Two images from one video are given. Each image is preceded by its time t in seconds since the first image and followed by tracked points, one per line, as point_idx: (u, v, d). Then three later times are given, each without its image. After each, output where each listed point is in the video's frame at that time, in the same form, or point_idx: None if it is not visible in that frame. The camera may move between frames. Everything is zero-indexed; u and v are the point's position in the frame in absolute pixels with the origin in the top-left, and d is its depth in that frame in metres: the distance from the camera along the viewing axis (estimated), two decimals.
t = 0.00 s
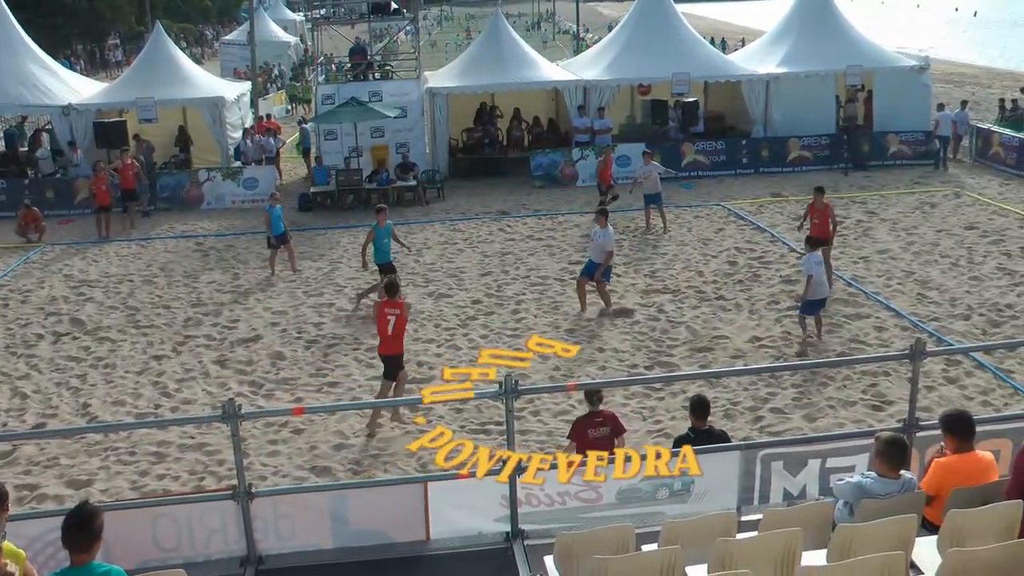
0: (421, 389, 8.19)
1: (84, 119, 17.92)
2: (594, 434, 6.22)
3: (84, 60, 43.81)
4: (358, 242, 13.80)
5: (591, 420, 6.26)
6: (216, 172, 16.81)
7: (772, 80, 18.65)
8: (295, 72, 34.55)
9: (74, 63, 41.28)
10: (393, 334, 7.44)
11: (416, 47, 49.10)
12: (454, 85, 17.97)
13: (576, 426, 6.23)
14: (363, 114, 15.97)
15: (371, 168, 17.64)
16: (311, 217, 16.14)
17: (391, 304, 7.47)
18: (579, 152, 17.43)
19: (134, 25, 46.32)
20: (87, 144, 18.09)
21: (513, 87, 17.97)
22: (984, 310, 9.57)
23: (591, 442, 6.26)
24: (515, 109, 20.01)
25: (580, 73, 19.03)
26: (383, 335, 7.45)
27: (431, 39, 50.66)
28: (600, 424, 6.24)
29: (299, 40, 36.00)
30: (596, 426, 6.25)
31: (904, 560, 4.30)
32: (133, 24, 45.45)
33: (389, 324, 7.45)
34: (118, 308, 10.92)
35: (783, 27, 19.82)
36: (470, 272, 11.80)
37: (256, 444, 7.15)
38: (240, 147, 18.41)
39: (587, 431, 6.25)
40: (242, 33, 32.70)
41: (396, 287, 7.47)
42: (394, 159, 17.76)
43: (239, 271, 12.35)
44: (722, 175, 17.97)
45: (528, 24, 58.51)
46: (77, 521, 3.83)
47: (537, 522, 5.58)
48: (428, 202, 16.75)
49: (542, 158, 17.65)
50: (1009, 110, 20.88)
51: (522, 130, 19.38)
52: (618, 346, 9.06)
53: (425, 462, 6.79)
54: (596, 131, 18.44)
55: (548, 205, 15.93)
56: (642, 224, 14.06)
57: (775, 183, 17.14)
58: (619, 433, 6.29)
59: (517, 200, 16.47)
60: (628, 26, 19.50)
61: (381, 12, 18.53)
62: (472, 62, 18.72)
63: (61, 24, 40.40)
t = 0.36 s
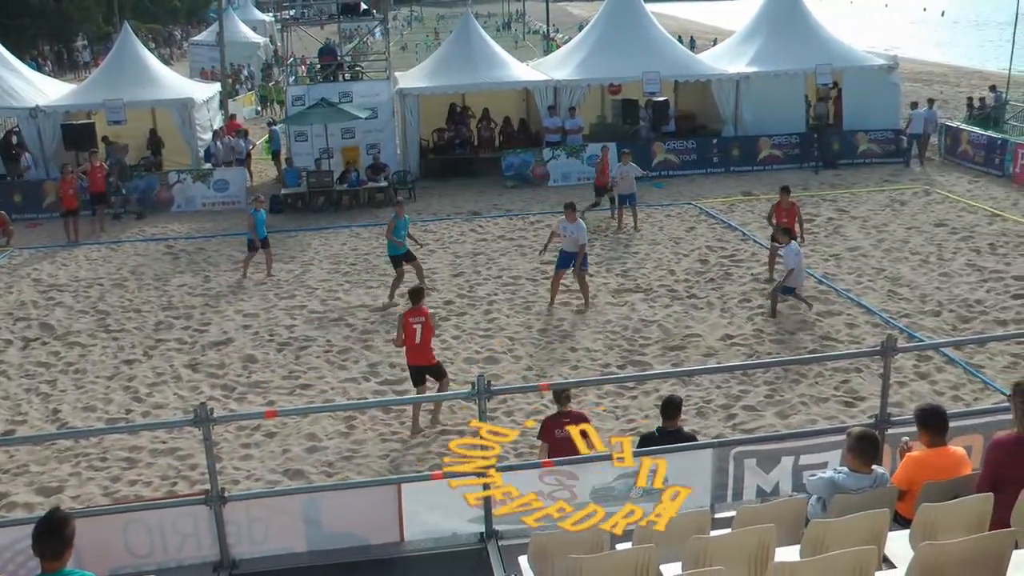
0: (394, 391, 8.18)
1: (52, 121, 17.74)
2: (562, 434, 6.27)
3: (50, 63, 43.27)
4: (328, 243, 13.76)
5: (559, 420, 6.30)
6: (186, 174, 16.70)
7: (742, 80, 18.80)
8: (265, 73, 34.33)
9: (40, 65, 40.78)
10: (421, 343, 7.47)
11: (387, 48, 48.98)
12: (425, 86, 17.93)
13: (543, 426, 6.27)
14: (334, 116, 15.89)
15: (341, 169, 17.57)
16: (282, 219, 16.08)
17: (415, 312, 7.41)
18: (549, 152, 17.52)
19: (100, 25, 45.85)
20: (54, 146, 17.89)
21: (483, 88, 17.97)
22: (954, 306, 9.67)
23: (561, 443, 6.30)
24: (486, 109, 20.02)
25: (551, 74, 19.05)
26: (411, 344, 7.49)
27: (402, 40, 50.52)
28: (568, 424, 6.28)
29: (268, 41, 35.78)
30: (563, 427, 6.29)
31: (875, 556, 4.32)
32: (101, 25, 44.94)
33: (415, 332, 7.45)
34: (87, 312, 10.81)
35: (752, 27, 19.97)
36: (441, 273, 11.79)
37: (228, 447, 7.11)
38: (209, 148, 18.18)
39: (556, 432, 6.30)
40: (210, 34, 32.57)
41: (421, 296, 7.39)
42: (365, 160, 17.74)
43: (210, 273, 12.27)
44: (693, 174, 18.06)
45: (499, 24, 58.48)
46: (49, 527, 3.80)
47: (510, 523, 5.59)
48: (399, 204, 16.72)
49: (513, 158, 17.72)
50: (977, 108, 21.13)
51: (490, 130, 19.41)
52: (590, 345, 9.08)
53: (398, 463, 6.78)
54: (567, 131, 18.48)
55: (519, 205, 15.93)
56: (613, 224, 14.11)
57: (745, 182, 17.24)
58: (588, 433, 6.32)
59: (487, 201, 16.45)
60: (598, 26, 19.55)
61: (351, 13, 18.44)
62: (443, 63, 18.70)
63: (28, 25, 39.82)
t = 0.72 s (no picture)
0: (364, 393, 8.16)
1: (16, 123, 17.56)
2: (536, 435, 6.28)
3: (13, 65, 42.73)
4: (296, 245, 13.69)
5: (532, 422, 6.30)
6: (152, 177, 16.57)
7: (710, 78, 18.84)
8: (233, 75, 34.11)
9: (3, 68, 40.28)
10: (433, 341, 7.53)
11: (354, 48, 48.86)
12: (393, 86, 17.88)
13: (517, 427, 6.28)
14: (303, 117, 15.81)
15: (309, 170, 17.45)
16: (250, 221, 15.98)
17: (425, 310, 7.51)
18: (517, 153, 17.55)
19: (65, 25, 45.41)
20: (19, 150, 17.69)
21: (451, 87, 17.95)
22: (922, 301, 9.78)
23: (534, 444, 6.31)
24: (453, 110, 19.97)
25: (519, 74, 19.03)
26: (423, 343, 7.54)
27: (370, 41, 50.35)
28: (542, 425, 6.29)
29: (235, 43, 35.55)
30: (537, 428, 6.30)
31: (846, 551, 4.34)
32: (64, 27, 44.40)
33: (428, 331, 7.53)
34: (54, 318, 10.70)
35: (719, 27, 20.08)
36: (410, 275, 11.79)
37: (198, 452, 7.06)
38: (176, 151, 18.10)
39: (529, 433, 6.31)
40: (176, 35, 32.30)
41: (427, 295, 7.48)
42: (334, 161, 17.63)
43: (178, 277, 12.18)
44: (661, 172, 18.16)
45: (466, 25, 58.42)
46: (17, 538, 3.76)
47: (483, 524, 5.58)
48: (368, 205, 16.64)
49: (482, 158, 17.66)
50: (943, 105, 21.38)
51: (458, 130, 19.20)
52: (560, 345, 9.10)
53: (369, 465, 6.77)
54: (536, 131, 18.47)
55: (488, 206, 15.92)
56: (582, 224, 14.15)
57: (714, 181, 17.34)
58: (561, 434, 6.34)
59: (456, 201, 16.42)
60: (565, 27, 19.57)
61: (317, 13, 18.38)
62: (410, 64, 18.64)
63: None
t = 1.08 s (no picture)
0: (332, 396, 8.13)
1: None
2: (508, 436, 6.29)
3: None
4: (260, 248, 13.60)
5: (504, 424, 6.31)
6: (116, 180, 16.41)
7: (675, 78, 18.94)
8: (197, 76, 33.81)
9: None
10: (410, 345, 7.52)
11: (318, 49, 48.58)
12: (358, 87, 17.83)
13: (490, 428, 6.28)
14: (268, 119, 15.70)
15: (275, 172, 17.39)
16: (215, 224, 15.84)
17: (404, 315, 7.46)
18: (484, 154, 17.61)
19: (24, 27, 44.77)
20: None
21: (416, 88, 17.93)
22: (887, 298, 9.89)
23: (505, 445, 6.32)
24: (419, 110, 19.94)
25: (484, 74, 19.01)
26: (401, 346, 7.53)
27: (335, 42, 50.10)
28: (513, 427, 6.29)
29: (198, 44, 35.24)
30: (510, 429, 6.31)
31: (814, 547, 4.38)
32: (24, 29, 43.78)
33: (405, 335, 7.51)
34: (17, 324, 10.56)
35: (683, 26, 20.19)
36: (377, 277, 11.77)
37: (166, 459, 7.01)
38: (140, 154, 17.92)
39: (501, 434, 6.32)
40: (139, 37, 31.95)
41: (410, 300, 7.40)
42: (299, 163, 17.53)
43: (143, 282, 12.07)
44: (628, 172, 18.18)
45: (431, 26, 58.28)
46: None
47: (453, 526, 5.56)
48: (334, 207, 16.57)
49: (447, 160, 17.64)
50: (907, 103, 21.64)
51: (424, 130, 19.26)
52: (528, 346, 9.11)
53: (337, 469, 6.75)
54: (502, 131, 18.48)
55: (455, 207, 15.90)
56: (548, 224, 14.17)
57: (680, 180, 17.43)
58: (532, 435, 6.35)
59: (424, 202, 16.41)
60: (530, 27, 19.59)
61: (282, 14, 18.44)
62: (375, 65, 18.57)
63: None
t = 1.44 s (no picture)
0: (302, 397, 8.12)
1: None
2: (480, 437, 6.31)
3: None
4: (231, 249, 13.56)
5: (478, 424, 6.33)
6: (85, 181, 16.26)
7: (643, 78, 19.03)
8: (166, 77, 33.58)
9: None
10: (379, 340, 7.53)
11: (289, 49, 48.36)
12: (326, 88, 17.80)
13: (463, 429, 6.30)
14: (235, 119, 15.66)
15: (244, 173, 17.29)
16: (186, 225, 15.77)
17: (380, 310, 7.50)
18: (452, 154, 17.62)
19: None
20: None
21: (384, 88, 17.92)
22: (856, 297, 9.99)
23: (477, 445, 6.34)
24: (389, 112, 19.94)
25: (452, 75, 19.03)
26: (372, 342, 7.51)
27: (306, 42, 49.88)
28: (485, 428, 6.32)
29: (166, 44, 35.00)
30: (483, 429, 6.33)
31: (786, 545, 4.42)
32: None
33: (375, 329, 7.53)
34: None
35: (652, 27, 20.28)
36: (347, 277, 11.77)
37: (135, 461, 6.98)
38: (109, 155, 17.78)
39: (473, 434, 6.35)
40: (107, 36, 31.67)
41: (389, 296, 7.47)
42: (268, 164, 17.46)
43: (112, 283, 11.99)
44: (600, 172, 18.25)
45: (402, 27, 58.15)
46: None
47: (423, 526, 5.59)
48: (303, 208, 16.55)
49: (417, 161, 17.62)
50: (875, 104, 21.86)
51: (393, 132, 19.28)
52: (498, 346, 9.14)
53: (307, 469, 6.75)
54: (470, 132, 18.54)
55: (426, 207, 15.92)
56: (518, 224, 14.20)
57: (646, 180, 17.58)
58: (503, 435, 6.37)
59: (392, 202, 16.49)
60: (498, 28, 19.61)
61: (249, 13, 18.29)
62: (343, 66, 18.54)
63: None
